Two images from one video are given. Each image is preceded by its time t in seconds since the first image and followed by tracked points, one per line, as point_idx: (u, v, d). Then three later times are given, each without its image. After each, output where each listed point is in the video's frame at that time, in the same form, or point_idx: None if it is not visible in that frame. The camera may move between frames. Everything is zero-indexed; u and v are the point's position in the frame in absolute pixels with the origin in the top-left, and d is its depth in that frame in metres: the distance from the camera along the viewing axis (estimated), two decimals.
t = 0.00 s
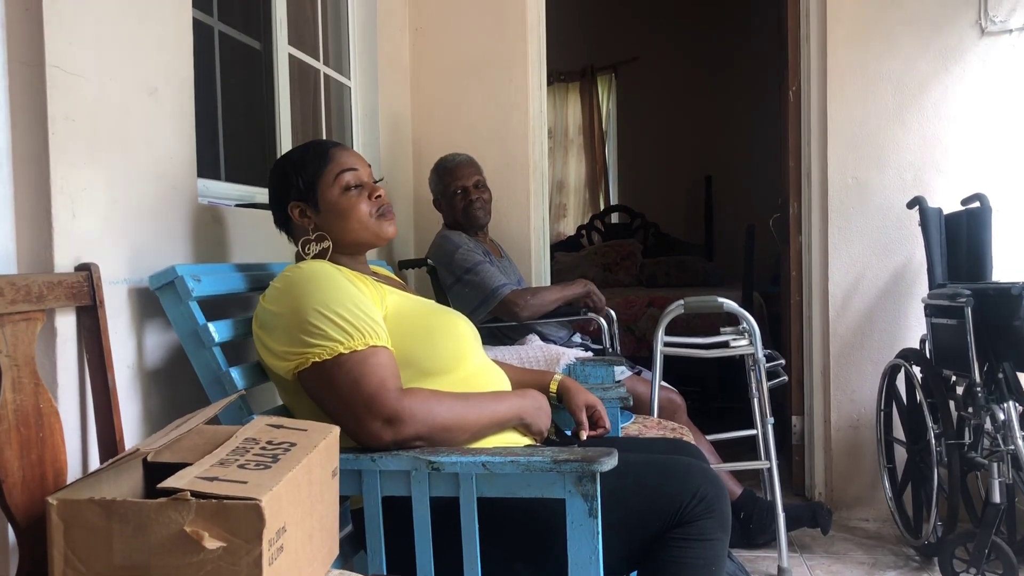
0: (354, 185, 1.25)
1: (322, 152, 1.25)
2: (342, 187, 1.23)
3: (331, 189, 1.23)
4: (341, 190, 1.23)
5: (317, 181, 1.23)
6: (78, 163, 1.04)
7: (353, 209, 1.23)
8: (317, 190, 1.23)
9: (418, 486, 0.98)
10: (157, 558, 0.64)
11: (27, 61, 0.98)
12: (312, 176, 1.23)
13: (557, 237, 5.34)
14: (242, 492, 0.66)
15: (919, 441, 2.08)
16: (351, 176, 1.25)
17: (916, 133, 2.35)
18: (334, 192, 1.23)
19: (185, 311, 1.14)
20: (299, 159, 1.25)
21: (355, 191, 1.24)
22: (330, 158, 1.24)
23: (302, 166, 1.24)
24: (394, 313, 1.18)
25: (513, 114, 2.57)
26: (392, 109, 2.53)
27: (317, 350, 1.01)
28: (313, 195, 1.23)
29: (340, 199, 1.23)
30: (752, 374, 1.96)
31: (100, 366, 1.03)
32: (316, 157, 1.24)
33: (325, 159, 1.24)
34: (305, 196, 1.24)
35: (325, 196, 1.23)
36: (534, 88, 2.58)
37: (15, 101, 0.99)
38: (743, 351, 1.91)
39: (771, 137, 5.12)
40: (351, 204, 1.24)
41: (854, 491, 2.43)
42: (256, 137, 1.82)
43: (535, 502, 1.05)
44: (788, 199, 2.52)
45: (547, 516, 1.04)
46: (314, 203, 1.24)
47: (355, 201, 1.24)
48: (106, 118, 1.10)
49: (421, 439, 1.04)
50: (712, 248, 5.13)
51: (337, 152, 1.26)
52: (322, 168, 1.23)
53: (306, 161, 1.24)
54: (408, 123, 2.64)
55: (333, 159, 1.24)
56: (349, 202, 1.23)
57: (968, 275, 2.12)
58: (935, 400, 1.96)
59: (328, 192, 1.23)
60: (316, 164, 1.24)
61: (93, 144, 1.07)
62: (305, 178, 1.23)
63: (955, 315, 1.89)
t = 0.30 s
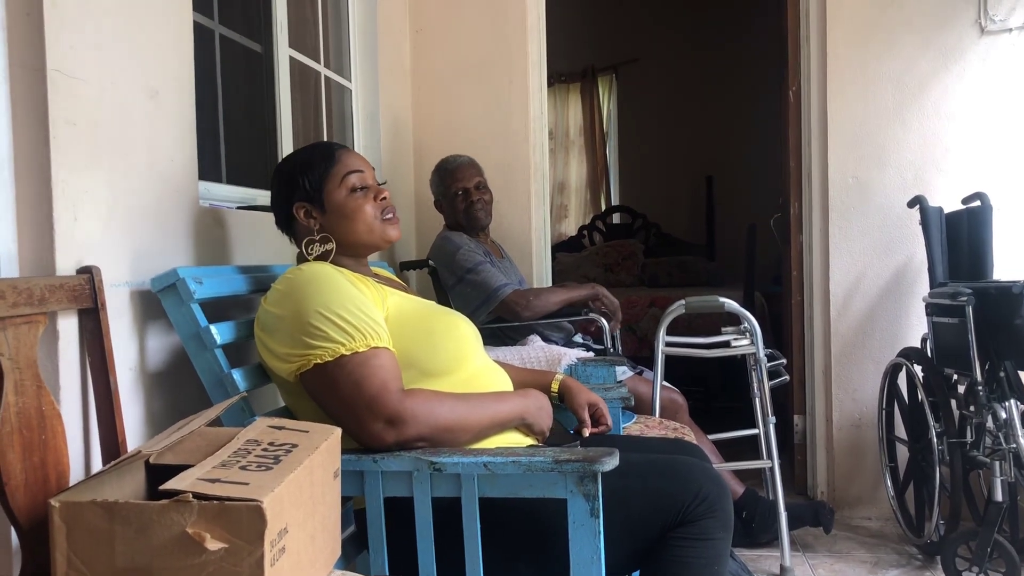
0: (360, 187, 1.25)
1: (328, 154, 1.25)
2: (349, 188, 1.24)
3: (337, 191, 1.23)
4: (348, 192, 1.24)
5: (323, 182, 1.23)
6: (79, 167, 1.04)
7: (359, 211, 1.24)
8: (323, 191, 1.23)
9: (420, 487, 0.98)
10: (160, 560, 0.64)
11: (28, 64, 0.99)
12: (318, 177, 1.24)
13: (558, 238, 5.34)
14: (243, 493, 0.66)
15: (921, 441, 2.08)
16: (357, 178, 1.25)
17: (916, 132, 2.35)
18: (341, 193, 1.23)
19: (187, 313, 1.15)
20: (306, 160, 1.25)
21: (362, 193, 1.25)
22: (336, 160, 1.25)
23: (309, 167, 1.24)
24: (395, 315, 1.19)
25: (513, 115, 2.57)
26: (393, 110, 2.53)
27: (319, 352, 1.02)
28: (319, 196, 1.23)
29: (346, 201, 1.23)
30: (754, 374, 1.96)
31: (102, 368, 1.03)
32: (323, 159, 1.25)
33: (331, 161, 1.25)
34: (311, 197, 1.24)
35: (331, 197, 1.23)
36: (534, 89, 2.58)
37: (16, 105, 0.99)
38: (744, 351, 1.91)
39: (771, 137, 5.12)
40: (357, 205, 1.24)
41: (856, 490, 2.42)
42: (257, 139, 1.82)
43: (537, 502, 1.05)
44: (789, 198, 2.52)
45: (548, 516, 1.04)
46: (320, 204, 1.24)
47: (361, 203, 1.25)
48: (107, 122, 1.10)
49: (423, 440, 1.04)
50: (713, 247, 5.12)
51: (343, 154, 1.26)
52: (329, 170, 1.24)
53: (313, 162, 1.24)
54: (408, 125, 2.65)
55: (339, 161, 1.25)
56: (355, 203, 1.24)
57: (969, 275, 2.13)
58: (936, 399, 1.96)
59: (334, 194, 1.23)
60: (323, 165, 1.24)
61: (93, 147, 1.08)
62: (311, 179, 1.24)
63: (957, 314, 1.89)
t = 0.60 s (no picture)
0: (365, 188, 1.25)
1: (333, 155, 1.26)
2: (354, 190, 1.24)
3: (342, 192, 1.23)
4: (352, 193, 1.24)
5: (328, 183, 1.23)
6: (82, 168, 1.04)
7: (363, 213, 1.24)
8: (328, 192, 1.23)
9: (422, 488, 0.98)
10: (163, 561, 0.64)
11: (30, 66, 0.99)
12: (323, 177, 1.23)
13: (560, 239, 5.34)
14: (246, 494, 0.66)
15: (924, 441, 2.08)
16: (362, 180, 1.26)
17: (918, 132, 2.35)
18: (346, 195, 1.23)
19: (189, 314, 1.15)
20: (311, 160, 1.25)
21: (366, 195, 1.25)
22: (341, 161, 1.25)
23: (314, 167, 1.24)
24: (397, 316, 1.19)
25: (515, 116, 2.57)
26: (395, 111, 2.53)
27: (322, 353, 1.02)
28: (324, 197, 1.23)
29: (351, 202, 1.24)
30: (756, 374, 1.96)
31: (105, 369, 1.03)
32: (328, 160, 1.25)
33: (336, 162, 1.25)
34: (316, 197, 1.24)
35: (336, 198, 1.23)
36: (536, 89, 2.58)
37: (18, 107, 0.99)
38: (747, 351, 1.90)
39: (773, 137, 5.12)
40: (361, 207, 1.24)
41: (858, 490, 2.42)
42: (259, 140, 1.82)
43: (540, 503, 1.05)
44: (791, 198, 2.52)
45: (551, 518, 1.04)
46: (325, 205, 1.24)
47: (365, 204, 1.25)
48: (109, 123, 1.11)
49: (425, 441, 1.04)
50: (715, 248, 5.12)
51: (348, 156, 1.26)
52: (334, 171, 1.24)
53: (318, 163, 1.24)
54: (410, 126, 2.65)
55: (345, 162, 1.25)
56: (360, 205, 1.24)
57: (972, 274, 2.12)
58: (939, 399, 1.95)
59: (339, 195, 1.23)
60: (328, 166, 1.24)
61: (96, 148, 1.08)
62: (316, 180, 1.23)
63: (959, 314, 1.88)
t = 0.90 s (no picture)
0: (367, 188, 1.25)
1: (335, 155, 1.25)
2: (355, 190, 1.24)
3: (344, 192, 1.23)
4: (354, 193, 1.24)
5: (330, 183, 1.23)
6: (85, 167, 1.04)
7: (365, 213, 1.24)
8: (330, 193, 1.23)
9: (425, 487, 0.98)
10: (166, 560, 0.64)
11: (34, 65, 0.99)
12: (325, 177, 1.23)
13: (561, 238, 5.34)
14: (249, 493, 0.66)
15: (927, 442, 2.07)
16: (364, 180, 1.25)
17: (922, 132, 2.35)
18: (348, 195, 1.23)
19: (192, 313, 1.15)
20: (313, 160, 1.25)
21: (368, 195, 1.25)
22: (343, 161, 1.25)
23: (316, 167, 1.24)
24: (400, 316, 1.18)
25: (518, 115, 2.57)
26: (397, 110, 2.53)
27: (324, 352, 1.02)
28: (326, 197, 1.23)
29: (352, 202, 1.23)
30: (758, 374, 1.96)
31: (108, 368, 1.03)
32: (330, 160, 1.25)
33: (338, 162, 1.25)
34: (318, 197, 1.24)
35: (338, 198, 1.23)
36: (539, 88, 2.58)
37: (22, 106, 0.99)
38: (749, 350, 1.90)
39: (775, 137, 5.11)
40: (364, 207, 1.24)
41: (861, 490, 2.42)
42: (261, 140, 1.82)
43: (543, 502, 1.05)
44: (794, 198, 2.51)
45: (554, 517, 1.04)
46: (327, 205, 1.24)
47: (367, 204, 1.25)
48: (113, 122, 1.11)
49: (427, 440, 1.04)
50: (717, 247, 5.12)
51: (350, 155, 1.26)
52: (336, 170, 1.24)
53: (320, 162, 1.24)
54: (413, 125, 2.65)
55: (346, 162, 1.25)
56: (362, 205, 1.24)
57: (974, 274, 2.11)
58: (941, 399, 1.95)
59: (341, 195, 1.23)
60: (330, 166, 1.24)
61: (99, 147, 1.08)
62: (318, 180, 1.23)
63: (962, 314, 1.88)
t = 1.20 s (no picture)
0: (366, 186, 1.25)
1: (334, 153, 1.25)
2: (354, 188, 1.24)
3: (342, 191, 1.23)
4: (353, 192, 1.23)
5: (329, 182, 1.23)
6: (85, 165, 1.04)
7: (365, 211, 1.24)
8: (329, 191, 1.23)
9: (424, 486, 0.98)
10: (165, 559, 0.64)
11: (34, 63, 0.99)
12: (324, 176, 1.23)
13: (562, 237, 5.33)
14: (248, 491, 0.66)
15: (928, 441, 2.07)
16: (363, 178, 1.25)
17: (923, 131, 2.34)
18: (347, 194, 1.23)
19: (192, 311, 1.15)
20: (312, 159, 1.24)
21: (367, 193, 1.25)
22: (342, 160, 1.25)
23: (315, 166, 1.23)
24: (400, 314, 1.18)
25: (519, 114, 2.57)
26: (398, 109, 2.53)
27: (324, 351, 1.01)
28: (325, 195, 1.23)
29: (351, 201, 1.23)
30: (759, 373, 1.95)
31: (107, 367, 1.03)
32: (329, 158, 1.24)
33: (337, 160, 1.24)
34: (317, 196, 1.23)
35: (337, 197, 1.23)
36: (540, 87, 2.57)
37: (22, 103, 0.99)
38: (750, 350, 1.90)
39: (776, 136, 5.11)
40: (363, 205, 1.24)
41: (861, 490, 2.42)
42: (262, 139, 1.82)
43: (542, 502, 1.05)
44: (795, 198, 2.51)
45: (554, 517, 1.04)
46: (326, 204, 1.24)
47: (367, 202, 1.25)
48: (113, 121, 1.10)
49: (427, 439, 1.04)
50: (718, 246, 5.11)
51: (349, 154, 1.26)
52: (335, 169, 1.24)
53: (319, 161, 1.24)
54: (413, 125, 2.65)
55: (345, 160, 1.25)
56: (361, 203, 1.24)
57: (975, 274, 2.11)
58: (942, 399, 1.94)
59: (340, 193, 1.23)
60: (329, 164, 1.24)
61: (100, 145, 1.08)
62: (317, 178, 1.23)
63: (963, 314, 1.88)
